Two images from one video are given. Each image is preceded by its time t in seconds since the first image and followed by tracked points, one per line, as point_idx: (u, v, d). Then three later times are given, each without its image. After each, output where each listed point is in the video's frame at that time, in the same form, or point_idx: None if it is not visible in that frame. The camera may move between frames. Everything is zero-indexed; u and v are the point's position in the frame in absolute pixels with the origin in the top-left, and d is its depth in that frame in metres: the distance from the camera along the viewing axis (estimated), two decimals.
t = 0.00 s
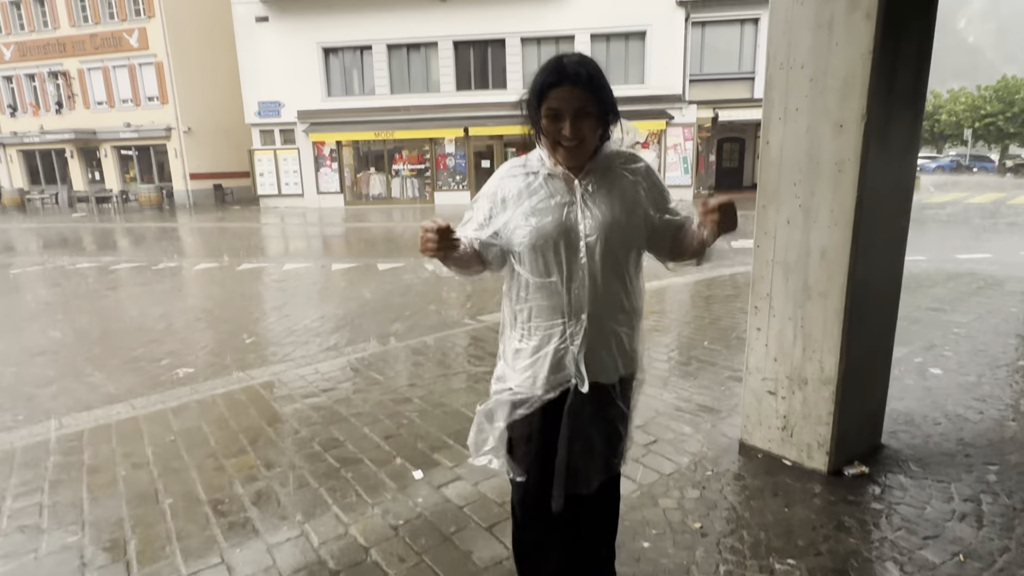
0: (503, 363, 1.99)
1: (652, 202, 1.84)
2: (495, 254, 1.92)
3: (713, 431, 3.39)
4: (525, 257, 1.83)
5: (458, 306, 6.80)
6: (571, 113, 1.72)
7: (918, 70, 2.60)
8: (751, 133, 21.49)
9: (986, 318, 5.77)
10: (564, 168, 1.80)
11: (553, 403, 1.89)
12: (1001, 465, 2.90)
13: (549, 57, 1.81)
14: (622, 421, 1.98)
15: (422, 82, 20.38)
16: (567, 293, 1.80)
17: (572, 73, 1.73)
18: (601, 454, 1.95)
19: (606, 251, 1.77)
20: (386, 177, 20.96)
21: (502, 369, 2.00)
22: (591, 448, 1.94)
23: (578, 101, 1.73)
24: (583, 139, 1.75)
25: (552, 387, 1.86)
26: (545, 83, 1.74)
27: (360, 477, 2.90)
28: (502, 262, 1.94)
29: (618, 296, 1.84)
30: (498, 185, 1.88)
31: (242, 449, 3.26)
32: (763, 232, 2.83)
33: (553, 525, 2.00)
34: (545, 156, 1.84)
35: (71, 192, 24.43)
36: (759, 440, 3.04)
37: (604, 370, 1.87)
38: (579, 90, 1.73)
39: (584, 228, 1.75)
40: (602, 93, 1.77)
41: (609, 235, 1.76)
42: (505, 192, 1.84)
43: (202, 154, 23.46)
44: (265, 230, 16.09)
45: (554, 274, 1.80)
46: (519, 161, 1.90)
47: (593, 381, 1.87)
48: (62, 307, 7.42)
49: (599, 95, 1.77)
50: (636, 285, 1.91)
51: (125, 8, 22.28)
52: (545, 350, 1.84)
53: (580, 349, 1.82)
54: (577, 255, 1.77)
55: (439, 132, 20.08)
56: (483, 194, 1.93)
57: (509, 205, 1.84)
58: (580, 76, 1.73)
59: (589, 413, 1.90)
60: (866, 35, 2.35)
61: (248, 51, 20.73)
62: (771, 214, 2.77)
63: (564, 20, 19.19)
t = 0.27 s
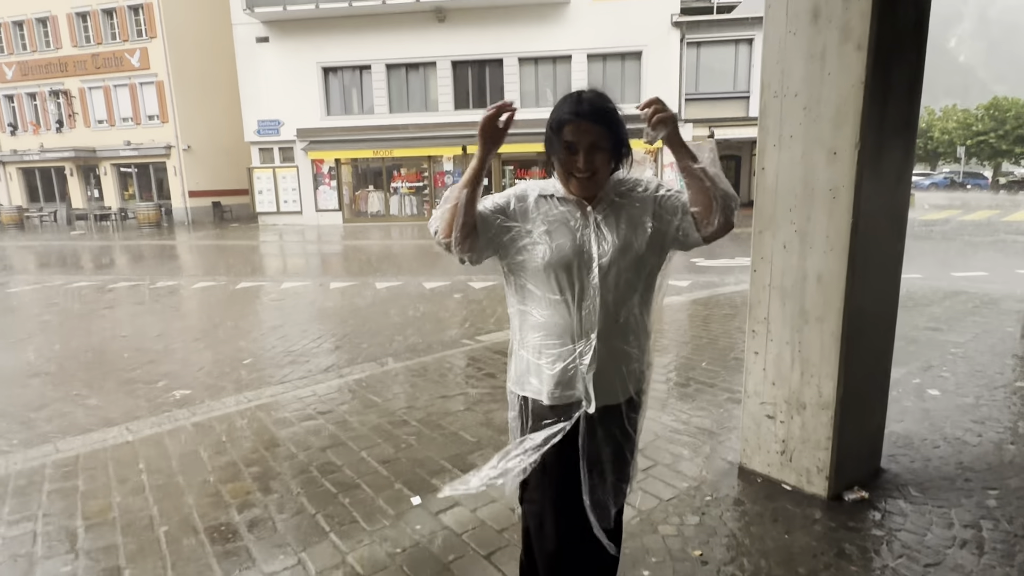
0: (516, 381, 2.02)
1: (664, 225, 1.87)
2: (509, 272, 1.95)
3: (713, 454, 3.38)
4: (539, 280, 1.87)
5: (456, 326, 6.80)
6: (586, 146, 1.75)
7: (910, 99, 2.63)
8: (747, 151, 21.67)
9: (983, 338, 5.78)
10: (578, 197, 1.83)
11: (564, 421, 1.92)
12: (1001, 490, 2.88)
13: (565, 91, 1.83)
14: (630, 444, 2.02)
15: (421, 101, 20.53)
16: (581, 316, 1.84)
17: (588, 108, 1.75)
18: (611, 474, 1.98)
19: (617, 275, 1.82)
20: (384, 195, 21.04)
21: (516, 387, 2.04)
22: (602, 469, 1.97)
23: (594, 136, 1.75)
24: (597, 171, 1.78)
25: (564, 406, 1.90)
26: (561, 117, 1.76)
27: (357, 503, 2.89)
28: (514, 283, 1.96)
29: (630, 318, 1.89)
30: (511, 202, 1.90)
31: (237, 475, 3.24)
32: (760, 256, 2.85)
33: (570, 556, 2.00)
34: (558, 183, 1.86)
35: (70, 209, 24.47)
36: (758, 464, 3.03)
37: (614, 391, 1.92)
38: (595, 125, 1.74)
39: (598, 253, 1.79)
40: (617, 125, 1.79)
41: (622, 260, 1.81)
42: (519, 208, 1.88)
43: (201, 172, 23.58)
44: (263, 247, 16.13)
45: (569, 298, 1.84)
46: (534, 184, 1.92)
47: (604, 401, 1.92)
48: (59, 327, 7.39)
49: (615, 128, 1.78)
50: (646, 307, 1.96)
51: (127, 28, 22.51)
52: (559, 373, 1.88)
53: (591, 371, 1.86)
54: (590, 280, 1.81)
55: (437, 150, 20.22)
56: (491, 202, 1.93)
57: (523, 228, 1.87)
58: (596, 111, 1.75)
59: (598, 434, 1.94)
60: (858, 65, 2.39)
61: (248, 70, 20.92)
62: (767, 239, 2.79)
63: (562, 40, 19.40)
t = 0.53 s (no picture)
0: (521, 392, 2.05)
1: (666, 243, 1.91)
2: (519, 282, 2.00)
3: (712, 474, 3.36)
4: (545, 293, 1.91)
5: (454, 343, 6.78)
6: (589, 175, 1.76)
7: (903, 120, 2.66)
8: (743, 169, 21.84)
9: (980, 356, 5.78)
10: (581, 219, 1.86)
11: (573, 430, 1.95)
12: (1001, 511, 2.87)
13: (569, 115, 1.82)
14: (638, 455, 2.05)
15: (420, 119, 20.69)
16: (586, 332, 1.88)
17: (591, 136, 1.75)
18: (621, 489, 2.00)
19: (622, 291, 1.86)
20: (383, 212, 21.11)
21: (523, 399, 2.06)
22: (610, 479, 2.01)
23: (596, 167, 1.75)
24: (600, 198, 1.80)
25: (571, 416, 1.94)
26: (563, 147, 1.76)
27: (353, 525, 2.85)
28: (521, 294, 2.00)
29: (635, 333, 1.93)
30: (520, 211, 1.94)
31: (232, 496, 3.20)
32: (756, 275, 2.85)
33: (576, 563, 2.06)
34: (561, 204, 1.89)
35: (68, 227, 24.49)
36: (757, 485, 3.01)
37: (620, 404, 1.95)
38: (597, 155, 1.74)
39: (603, 269, 1.84)
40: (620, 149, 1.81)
41: (626, 276, 1.85)
42: (528, 226, 1.93)
43: (201, 189, 23.67)
44: (261, 265, 16.14)
45: (575, 314, 1.88)
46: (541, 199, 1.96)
47: (610, 414, 1.94)
48: (54, 345, 7.35)
49: (618, 155, 1.78)
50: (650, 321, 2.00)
51: (129, 47, 22.73)
52: (564, 387, 1.91)
53: (596, 385, 1.89)
54: (596, 296, 1.85)
55: (436, 168, 20.34)
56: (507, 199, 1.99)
57: (532, 242, 1.92)
58: (599, 140, 1.74)
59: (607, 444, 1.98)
60: (850, 89, 2.42)
61: (248, 89, 21.10)
62: (763, 258, 2.80)
63: (559, 60, 19.61)
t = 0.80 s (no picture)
0: (519, 407, 2.04)
1: (661, 260, 1.93)
2: (519, 299, 2.00)
3: (709, 492, 3.34)
4: (544, 311, 1.91)
5: (450, 360, 6.76)
6: (586, 201, 1.77)
7: (894, 139, 2.69)
8: (737, 186, 22.00)
9: (975, 373, 5.79)
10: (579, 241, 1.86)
11: (575, 444, 1.94)
12: (998, 529, 2.85)
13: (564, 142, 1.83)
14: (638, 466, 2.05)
15: (416, 136, 20.81)
16: (585, 348, 1.87)
17: (587, 165, 1.75)
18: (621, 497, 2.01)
19: (622, 306, 1.87)
20: (379, 228, 21.11)
21: (521, 414, 2.04)
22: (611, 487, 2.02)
23: (593, 193, 1.77)
24: (599, 220, 1.81)
25: (572, 431, 1.93)
26: (559, 174, 1.77)
27: (345, 545, 2.82)
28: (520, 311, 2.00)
29: (634, 346, 1.94)
30: (519, 228, 1.94)
31: (224, 515, 3.17)
32: (750, 292, 2.86)
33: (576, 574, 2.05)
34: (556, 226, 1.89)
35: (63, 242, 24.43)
36: (754, 503, 2.99)
37: (620, 417, 1.95)
38: (593, 182, 1.76)
39: (602, 286, 1.86)
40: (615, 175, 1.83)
41: (626, 293, 1.87)
42: (528, 244, 1.92)
43: (197, 205, 23.69)
44: (256, 280, 16.10)
45: (574, 331, 1.88)
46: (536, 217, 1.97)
47: (612, 426, 1.94)
48: (46, 361, 7.29)
49: (613, 183, 1.80)
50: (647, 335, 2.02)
51: (128, 64, 22.92)
52: (564, 402, 1.90)
53: (596, 398, 1.89)
54: (595, 314, 1.86)
55: (432, 184, 20.40)
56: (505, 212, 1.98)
57: (531, 260, 1.92)
58: (595, 167, 1.76)
59: (608, 455, 1.98)
60: (841, 108, 2.44)
61: (246, 106, 21.21)
62: (758, 275, 2.81)
63: (555, 78, 19.79)
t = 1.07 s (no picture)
0: (522, 416, 2.04)
1: (664, 271, 1.91)
2: (523, 310, 2.01)
3: (709, 508, 3.31)
4: (545, 321, 1.92)
5: (448, 373, 6.73)
6: (583, 218, 1.78)
7: (890, 154, 2.70)
8: (735, 201, 22.10)
9: (974, 388, 5.77)
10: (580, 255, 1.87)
11: (577, 455, 1.92)
12: (1000, 546, 2.83)
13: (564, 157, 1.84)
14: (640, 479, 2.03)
15: (416, 150, 20.93)
16: (586, 360, 1.86)
17: (584, 182, 1.76)
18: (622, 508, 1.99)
19: (624, 317, 1.86)
20: (378, 241, 21.09)
21: (523, 425, 2.04)
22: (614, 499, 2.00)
23: (590, 210, 1.77)
24: (599, 237, 1.81)
25: (573, 441, 1.91)
26: (556, 190, 1.78)
27: (341, 560, 2.79)
28: (523, 320, 2.02)
29: (637, 358, 1.92)
30: (523, 238, 1.97)
31: (218, 530, 3.13)
32: (749, 306, 2.85)
33: None
34: (556, 239, 1.90)
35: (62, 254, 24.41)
36: (753, 518, 2.97)
37: (623, 428, 1.93)
38: (591, 198, 1.77)
39: (603, 298, 1.85)
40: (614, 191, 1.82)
41: (627, 304, 1.86)
42: (530, 256, 1.94)
43: (196, 217, 23.73)
44: (254, 293, 16.09)
45: (574, 343, 1.87)
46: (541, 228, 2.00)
47: (615, 438, 1.93)
48: (42, 374, 7.25)
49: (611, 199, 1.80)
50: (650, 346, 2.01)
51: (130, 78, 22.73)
52: (565, 413, 1.89)
53: (598, 409, 1.87)
54: (597, 325, 1.85)
55: (431, 198, 20.46)
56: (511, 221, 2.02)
57: (533, 270, 1.94)
58: (592, 185, 1.76)
59: (611, 467, 1.96)
60: (837, 124, 2.46)
61: (246, 119, 21.33)
62: (756, 289, 2.81)
63: (554, 93, 19.94)
